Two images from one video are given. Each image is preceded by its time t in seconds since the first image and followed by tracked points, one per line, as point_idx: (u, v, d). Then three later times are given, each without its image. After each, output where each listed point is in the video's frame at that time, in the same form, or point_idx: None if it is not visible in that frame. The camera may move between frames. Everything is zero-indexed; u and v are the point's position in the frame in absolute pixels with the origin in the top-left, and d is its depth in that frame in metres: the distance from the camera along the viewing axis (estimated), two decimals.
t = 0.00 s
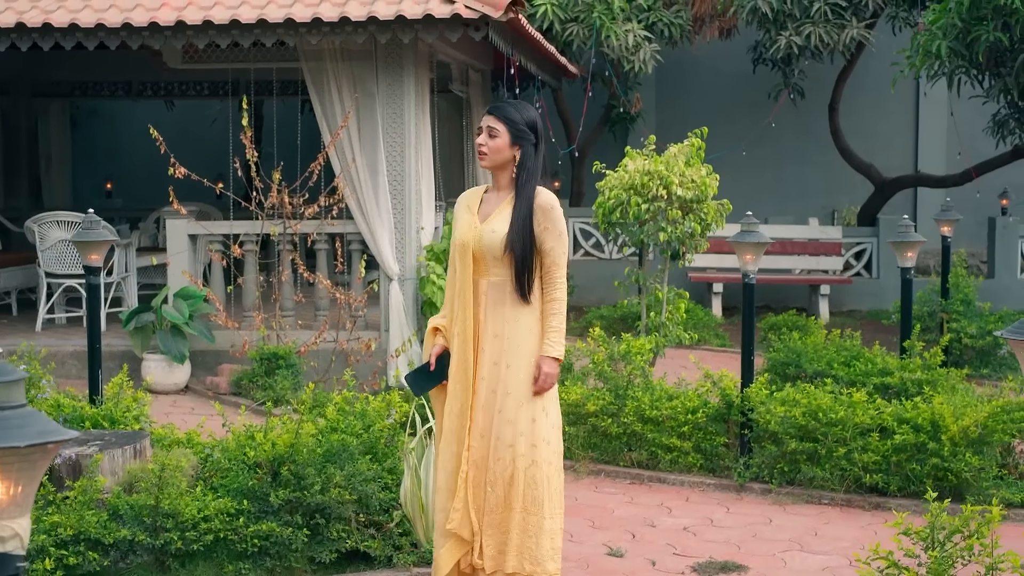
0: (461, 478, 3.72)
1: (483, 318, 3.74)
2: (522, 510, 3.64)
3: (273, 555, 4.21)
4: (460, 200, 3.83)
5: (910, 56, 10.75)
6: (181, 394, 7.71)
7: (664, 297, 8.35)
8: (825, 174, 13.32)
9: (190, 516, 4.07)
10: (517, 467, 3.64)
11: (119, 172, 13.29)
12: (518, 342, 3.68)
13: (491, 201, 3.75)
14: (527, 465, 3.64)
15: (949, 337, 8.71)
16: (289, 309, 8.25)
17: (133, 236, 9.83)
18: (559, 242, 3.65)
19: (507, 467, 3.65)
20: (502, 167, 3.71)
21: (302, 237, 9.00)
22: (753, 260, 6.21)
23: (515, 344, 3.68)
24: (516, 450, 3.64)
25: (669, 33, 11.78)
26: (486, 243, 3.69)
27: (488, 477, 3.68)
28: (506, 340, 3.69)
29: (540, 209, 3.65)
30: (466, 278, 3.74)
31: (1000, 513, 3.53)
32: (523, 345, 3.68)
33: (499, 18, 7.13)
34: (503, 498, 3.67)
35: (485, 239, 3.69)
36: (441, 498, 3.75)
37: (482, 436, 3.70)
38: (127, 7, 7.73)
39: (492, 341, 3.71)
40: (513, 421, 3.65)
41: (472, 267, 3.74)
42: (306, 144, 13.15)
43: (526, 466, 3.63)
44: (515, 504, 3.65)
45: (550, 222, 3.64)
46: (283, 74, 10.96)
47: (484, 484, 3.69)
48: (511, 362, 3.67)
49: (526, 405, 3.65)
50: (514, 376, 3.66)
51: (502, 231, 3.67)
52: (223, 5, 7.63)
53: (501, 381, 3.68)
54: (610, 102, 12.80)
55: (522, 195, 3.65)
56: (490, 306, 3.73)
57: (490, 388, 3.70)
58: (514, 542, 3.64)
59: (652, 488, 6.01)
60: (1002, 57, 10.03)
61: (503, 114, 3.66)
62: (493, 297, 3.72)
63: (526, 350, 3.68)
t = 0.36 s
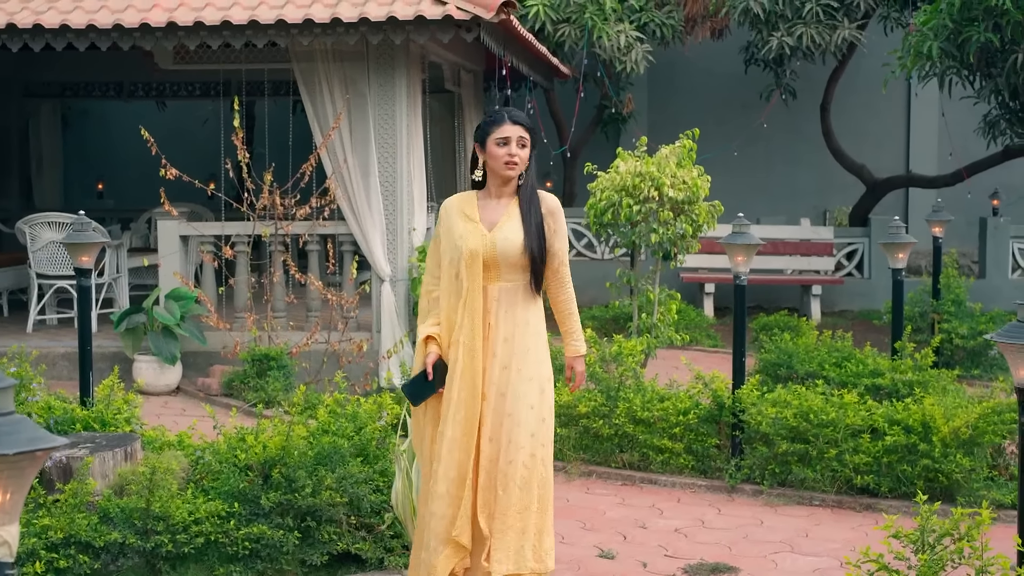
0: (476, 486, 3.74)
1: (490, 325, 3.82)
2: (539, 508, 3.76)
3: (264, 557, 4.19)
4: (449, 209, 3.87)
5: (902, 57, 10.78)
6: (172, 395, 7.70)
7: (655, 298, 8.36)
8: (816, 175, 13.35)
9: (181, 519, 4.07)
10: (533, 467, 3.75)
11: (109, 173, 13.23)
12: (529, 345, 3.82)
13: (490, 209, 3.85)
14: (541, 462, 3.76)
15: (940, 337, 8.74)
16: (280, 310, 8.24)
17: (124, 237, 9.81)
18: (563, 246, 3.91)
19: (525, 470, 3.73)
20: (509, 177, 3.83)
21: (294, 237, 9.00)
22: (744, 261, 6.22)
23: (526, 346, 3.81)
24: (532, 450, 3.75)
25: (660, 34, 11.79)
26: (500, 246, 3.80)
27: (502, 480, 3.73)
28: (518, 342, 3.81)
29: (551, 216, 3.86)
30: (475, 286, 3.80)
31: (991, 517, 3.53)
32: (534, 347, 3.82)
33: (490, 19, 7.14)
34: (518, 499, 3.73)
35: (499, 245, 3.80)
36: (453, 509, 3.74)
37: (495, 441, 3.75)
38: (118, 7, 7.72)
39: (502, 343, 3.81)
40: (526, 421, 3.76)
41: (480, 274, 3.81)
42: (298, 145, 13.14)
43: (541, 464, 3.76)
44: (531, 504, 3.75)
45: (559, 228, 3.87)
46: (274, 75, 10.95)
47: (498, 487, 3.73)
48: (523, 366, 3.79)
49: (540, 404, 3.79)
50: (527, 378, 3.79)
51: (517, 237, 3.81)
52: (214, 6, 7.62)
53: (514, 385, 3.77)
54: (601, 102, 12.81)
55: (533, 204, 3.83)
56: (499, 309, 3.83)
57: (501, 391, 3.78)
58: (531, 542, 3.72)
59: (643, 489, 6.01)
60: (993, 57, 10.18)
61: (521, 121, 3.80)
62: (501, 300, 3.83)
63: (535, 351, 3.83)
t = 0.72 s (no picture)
0: (512, 477, 3.72)
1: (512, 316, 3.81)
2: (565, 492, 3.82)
3: (247, 555, 4.19)
4: (461, 201, 3.80)
5: (885, 54, 10.83)
6: (156, 393, 7.67)
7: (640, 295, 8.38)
8: (800, 173, 13.41)
9: (164, 517, 4.06)
10: (558, 454, 3.80)
11: (92, 167, 13.19)
12: (545, 335, 3.87)
13: (504, 201, 3.83)
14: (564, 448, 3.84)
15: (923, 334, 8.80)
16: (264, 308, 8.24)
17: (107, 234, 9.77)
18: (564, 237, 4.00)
19: (553, 454, 3.79)
20: (529, 170, 3.83)
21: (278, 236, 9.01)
22: (728, 259, 6.24)
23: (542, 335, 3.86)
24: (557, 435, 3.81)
25: (644, 31, 11.81)
26: (525, 236, 3.80)
27: (534, 468, 3.75)
28: (537, 331, 3.84)
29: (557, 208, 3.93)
30: (499, 277, 3.77)
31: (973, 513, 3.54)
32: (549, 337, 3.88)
33: (474, 16, 7.13)
34: (548, 485, 3.77)
35: (523, 236, 3.79)
36: (493, 502, 3.70)
37: (527, 430, 3.75)
38: (101, 4, 7.69)
39: (524, 333, 3.82)
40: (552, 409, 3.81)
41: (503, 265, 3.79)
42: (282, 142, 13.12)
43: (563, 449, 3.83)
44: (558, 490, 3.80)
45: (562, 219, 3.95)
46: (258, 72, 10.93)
47: (533, 474, 3.75)
48: (543, 355, 3.84)
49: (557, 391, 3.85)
50: (546, 366, 3.84)
51: (538, 228, 3.82)
52: (197, 3, 7.60)
53: (538, 374, 3.80)
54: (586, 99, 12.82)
55: (544, 197, 3.89)
56: (520, 298, 3.83)
57: (528, 379, 3.79)
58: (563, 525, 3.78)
59: (627, 486, 6.04)
60: (975, 54, 10.15)
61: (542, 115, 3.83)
62: (522, 290, 3.83)
63: (549, 341, 3.88)
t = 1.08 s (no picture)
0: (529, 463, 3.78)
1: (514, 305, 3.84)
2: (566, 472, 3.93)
3: (227, 551, 4.18)
4: (455, 192, 3.80)
5: (863, 50, 10.90)
6: (135, 390, 7.65)
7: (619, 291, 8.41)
8: (778, 169, 13.48)
9: (143, 514, 4.05)
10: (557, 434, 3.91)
11: (69, 164, 13.12)
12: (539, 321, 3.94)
13: (496, 191, 3.86)
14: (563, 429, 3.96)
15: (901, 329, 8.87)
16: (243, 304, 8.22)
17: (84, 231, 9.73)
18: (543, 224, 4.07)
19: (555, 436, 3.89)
20: (518, 161, 3.85)
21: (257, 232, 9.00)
22: (708, 254, 6.27)
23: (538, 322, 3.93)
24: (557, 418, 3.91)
25: (624, 27, 11.83)
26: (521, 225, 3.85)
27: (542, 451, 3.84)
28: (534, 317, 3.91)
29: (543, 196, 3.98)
30: (502, 266, 3.80)
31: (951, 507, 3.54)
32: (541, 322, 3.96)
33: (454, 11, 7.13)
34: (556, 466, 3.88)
35: (520, 225, 3.83)
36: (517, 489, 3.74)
37: (536, 415, 3.82)
38: None
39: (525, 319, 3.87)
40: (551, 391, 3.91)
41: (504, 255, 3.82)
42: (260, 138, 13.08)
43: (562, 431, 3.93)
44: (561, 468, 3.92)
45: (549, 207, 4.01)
46: (236, 67, 10.89)
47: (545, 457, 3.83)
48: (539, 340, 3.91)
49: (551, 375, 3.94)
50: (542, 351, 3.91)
51: (532, 217, 3.88)
52: None
53: (538, 360, 3.87)
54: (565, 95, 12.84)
55: (532, 187, 3.94)
56: (520, 287, 3.88)
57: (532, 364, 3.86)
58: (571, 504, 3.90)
59: (607, 481, 6.07)
60: (953, 50, 10.24)
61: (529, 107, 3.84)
62: (520, 278, 3.88)
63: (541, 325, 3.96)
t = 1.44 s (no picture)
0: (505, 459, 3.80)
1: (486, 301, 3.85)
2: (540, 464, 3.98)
3: (205, 548, 4.16)
4: (425, 191, 3.80)
5: (839, 48, 10.98)
6: (111, 387, 7.62)
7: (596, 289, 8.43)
8: (755, 166, 13.56)
9: (119, 510, 4.04)
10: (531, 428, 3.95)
11: (45, 162, 13.04)
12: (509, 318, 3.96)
13: (466, 189, 3.86)
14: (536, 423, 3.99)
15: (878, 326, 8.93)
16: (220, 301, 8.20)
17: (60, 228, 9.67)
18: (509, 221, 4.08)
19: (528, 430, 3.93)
20: (484, 158, 3.86)
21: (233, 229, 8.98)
22: (685, 250, 6.30)
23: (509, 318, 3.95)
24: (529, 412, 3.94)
25: (601, 24, 11.86)
26: (490, 224, 3.86)
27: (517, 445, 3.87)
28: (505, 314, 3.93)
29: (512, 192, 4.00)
30: (474, 264, 3.81)
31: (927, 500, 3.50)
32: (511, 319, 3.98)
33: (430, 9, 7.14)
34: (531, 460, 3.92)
35: (489, 223, 3.84)
36: (498, 484, 3.76)
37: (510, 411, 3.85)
38: None
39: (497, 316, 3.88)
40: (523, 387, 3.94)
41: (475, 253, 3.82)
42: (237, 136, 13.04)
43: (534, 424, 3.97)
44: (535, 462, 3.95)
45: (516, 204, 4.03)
46: (213, 64, 10.85)
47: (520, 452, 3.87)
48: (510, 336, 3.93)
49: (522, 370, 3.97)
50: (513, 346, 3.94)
51: (501, 216, 3.89)
52: None
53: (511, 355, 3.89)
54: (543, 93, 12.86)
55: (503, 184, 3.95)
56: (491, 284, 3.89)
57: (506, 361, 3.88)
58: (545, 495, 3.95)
59: (585, 477, 6.09)
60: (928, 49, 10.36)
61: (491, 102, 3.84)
62: (490, 276, 3.89)
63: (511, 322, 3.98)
